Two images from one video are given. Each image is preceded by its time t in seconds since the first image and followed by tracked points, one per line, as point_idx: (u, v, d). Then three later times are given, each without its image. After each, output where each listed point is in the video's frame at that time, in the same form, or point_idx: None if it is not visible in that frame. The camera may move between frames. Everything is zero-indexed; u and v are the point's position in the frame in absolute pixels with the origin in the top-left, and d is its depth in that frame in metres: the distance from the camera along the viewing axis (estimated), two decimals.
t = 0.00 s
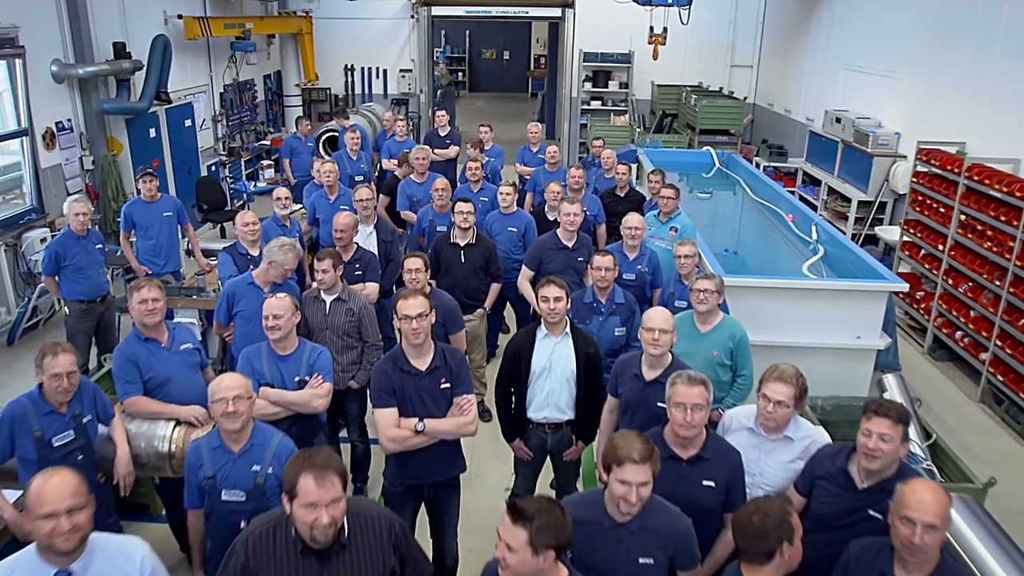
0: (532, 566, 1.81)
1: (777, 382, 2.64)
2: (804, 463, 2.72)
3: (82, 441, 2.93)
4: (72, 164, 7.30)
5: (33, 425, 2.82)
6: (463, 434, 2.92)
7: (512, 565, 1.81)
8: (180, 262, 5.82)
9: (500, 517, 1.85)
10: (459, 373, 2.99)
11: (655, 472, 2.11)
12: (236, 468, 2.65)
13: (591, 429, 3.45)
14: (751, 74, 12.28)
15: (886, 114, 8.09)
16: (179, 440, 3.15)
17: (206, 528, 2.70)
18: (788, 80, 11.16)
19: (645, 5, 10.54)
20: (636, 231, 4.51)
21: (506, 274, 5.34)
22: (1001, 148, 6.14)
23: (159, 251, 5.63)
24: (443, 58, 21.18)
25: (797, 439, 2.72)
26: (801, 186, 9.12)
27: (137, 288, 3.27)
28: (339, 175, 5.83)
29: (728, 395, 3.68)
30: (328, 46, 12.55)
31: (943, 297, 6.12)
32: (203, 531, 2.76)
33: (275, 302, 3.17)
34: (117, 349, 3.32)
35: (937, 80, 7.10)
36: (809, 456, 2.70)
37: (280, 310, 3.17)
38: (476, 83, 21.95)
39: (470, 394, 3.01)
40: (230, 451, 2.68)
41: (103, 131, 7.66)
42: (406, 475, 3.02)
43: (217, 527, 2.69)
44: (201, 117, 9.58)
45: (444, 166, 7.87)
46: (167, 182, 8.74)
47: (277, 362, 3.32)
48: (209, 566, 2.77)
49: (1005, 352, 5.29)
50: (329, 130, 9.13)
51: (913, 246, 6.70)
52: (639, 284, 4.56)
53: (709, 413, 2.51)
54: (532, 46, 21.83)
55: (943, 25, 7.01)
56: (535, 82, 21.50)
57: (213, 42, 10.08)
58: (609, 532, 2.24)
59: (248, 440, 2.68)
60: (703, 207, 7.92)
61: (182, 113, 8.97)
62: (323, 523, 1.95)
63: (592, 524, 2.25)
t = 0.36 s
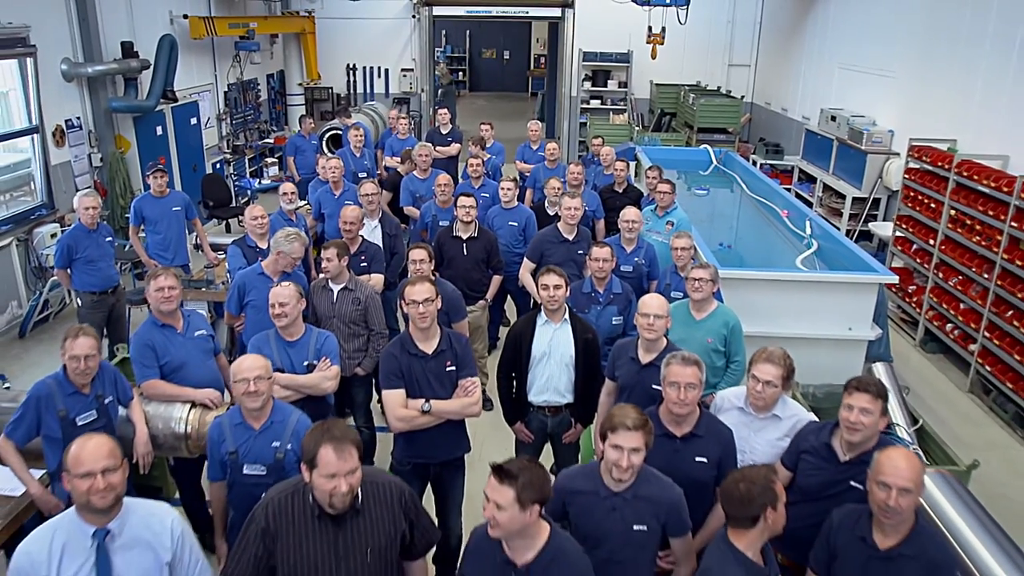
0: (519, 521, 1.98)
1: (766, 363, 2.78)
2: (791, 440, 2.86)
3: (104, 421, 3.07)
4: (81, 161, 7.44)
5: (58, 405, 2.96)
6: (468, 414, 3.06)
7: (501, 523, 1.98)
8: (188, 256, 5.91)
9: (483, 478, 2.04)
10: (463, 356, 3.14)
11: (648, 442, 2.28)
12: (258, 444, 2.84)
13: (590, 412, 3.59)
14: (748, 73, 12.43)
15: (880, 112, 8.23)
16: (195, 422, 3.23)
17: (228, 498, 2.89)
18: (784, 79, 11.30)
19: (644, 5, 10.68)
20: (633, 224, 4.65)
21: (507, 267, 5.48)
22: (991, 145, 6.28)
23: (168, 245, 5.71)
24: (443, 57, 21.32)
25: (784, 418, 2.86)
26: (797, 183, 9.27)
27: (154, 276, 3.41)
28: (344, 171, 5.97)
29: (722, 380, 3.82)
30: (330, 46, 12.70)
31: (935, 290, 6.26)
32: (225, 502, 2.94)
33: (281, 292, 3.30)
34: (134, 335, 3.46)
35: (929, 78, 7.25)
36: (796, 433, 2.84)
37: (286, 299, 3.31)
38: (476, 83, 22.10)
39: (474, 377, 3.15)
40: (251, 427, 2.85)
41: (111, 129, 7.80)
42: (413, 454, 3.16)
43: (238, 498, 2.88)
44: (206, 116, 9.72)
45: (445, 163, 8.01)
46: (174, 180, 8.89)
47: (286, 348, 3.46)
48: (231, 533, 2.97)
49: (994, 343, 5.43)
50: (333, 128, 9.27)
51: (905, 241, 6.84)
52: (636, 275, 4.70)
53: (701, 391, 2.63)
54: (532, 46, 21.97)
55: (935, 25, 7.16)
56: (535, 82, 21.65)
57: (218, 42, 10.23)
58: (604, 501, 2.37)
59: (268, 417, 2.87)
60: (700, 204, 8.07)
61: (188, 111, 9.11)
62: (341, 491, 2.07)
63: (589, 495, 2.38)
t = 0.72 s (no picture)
0: (522, 484, 2.15)
1: (755, 345, 2.92)
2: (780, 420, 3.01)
3: (124, 403, 3.21)
4: (90, 158, 7.59)
5: (81, 387, 3.10)
6: (473, 396, 3.20)
7: (506, 486, 2.14)
8: (197, 250, 6.04)
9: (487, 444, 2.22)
10: (468, 340, 3.29)
11: (641, 416, 2.44)
12: (270, 423, 2.95)
13: (588, 397, 3.73)
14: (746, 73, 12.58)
15: (874, 111, 8.38)
16: (209, 405, 3.35)
17: (239, 476, 3.00)
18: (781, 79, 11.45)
19: (642, 5, 10.83)
20: (630, 218, 4.79)
21: (508, 261, 5.62)
22: (981, 142, 6.43)
23: (176, 240, 5.82)
24: (443, 57, 21.47)
25: (773, 398, 3.01)
26: (793, 180, 9.42)
27: (168, 266, 3.55)
28: (348, 167, 6.12)
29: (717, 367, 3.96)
30: (332, 45, 12.83)
31: (926, 284, 6.41)
32: (235, 480, 3.06)
33: (289, 281, 3.45)
34: (150, 323, 3.59)
35: (922, 77, 7.39)
36: (784, 412, 2.98)
37: (294, 288, 3.46)
38: (476, 83, 22.24)
39: (478, 361, 3.30)
40: (264, 408, 2.97)
41: (119, 126, 7.94)
42: (420, 434, 3.31)
43: (249, 476, 3.00)
44: (211, 114, 9.87)
45: (447, 161, 8.16)
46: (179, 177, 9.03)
47: (294, 335, 3.60)
48: (243, 512, 3.07)
49: (983, 335, 5.57)
50: (336, 126, 9.41)
51: (898, 236, 6.99)
52: (633, 268, 4.84)
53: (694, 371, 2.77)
54: (532, 46, 22.09)
55: (927, 25, 7.31)
56: (535, 81, 21.81)
57: (222, 41, 10.37)
58: (600, 473, 2.51)
59: (280, 398, 2.99)
60: (697, 200, 8.22)
61: (193, 110, 9.26)
62: (353, 458, 2.20)
63: (586, 468, 2.53)
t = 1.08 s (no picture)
0: (526, 455, 2.29)
1: (745, 330, 3.07)
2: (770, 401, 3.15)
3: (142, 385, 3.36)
4: (98, 155, 7.74)
5: (102, 370, 3.24)
6: (476, 379, 3.35)
7: (511, 456, 2.29)
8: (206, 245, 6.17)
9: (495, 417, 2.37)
10: (472, 326, 3.45)
11: (636, 394, 2.58)
12: (272, 405, 3.07)
13: (587, 383, 3.87)
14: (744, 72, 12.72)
15: (868, 109, 8.52)
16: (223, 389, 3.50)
17: (243, 457, 3.12)
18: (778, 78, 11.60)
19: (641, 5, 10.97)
20: (627, 212, 4.94)
21: (509, 255, 5.76)
22: (971, 139, 6.57)
23: (185, 234, 5.95)
24: (444, 57, 21.63)
25: (763, 380, 3.15)
26: (789, 178, 9.56)
27: (184, 256, 3.70)
28: (353, 164, 6.27)
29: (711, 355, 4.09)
30: (334, 45, 12.97)
31: (918, 279, 6.55)
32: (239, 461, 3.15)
33: (296, 271, 3.56)
34: (166, 311, 3.75)
35: (915, 75, 7.54)
36: (773, 394, 3.13)
37: (301, 279, 3.56)
38: (476, 83, 22.39)
39: (481, 346, 3.44)
40: (266, 390, 3.09)
41: (127, 124, 8.09)
42: (426, 416, 3.45)
43: (252, 456, 3.12)
44: (215, 113, 10.01)
45: (449, 158, 8.30)
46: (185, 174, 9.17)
47: (302, 323, 3.70)
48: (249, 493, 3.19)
49: (972, 326, 5.71)
50: (340, 124, 9.54)
51: (890, 232, 7.13)
52: (631, 260, 4.97)
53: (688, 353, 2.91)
54: (532, 46, 22.22)
55: (919, 25, 7.46)
56: (535, 81, 21.97)
57: (227, 41, 10.52)
58: (597, 448, 2.65)
59: (282, 380, 3.09)
60: (695, 197, 8.37)
61: (199, 108, 9.41)
62: (362, 430, 2.35)
63: (584, 443, 2.67)
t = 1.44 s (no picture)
0: (531, 429, 2.44)
1: (736, 316, 3.21)
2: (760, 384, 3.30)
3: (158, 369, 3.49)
4: (106, 153, 7.88)
5: (121, 354, 3.38)
6: (478, 364, 3.49)
7: (517, 430, 2.43)
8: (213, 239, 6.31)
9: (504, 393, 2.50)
10: (473, 313, 3.57)
11: (631, 373, 2.72)
12: (274, 390, 3.11)
13: (586, 369, 4.01)
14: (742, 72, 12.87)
15: (863, 107, 8.67)
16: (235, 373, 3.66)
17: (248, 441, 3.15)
18: (775, 77, 11.74)
19: (639, 6, 11.12)
20: (625, 207, 5.08)
21: (510, 249, 5.91)
22: (961, 136, 6.72)
23: (194, 229, 6.09)
24: (444, 57, 21.79)
25: (754, 363, 3.29)
26: (786, 175, 9.70)
27: (197, 247, 3.83)
28: (357, 161, 6.41)
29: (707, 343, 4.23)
30: (336, 44, 13.11)
31: (910, 273, 6.69)
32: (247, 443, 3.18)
33: (305, 262, 3.68)
34: (181, 299, 3.89)
35: (907, 75, 7.69)
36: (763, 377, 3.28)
37: (309, 269, 3.68)
38: (476, 83, 22.54)
39: (483, 332, 3.58)
40: (268, 375, 3.14)
41: (134, 122, 8.24)
42: (431, 399, 3.59)
43: (258, 439, 3.13)
44: (220, 111, 10.16)
45: (450, 156, 8.45)
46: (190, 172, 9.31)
47: (311, 313, 3.83)
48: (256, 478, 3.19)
49: (961, 319, 5.85)
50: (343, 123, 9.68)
51: (884, 227, 7.27)
52: (628, 253, 5.11)
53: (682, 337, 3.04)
54: (532, 46, 22.35)
55: (912, 25, 7.61)
56: (535, 81, 22.13)
57: (231, 41, 10.67)
58: (596, 425, 2.79)
59: (284, 365, 3.14)
60: (693, 193, 8.53)
61: (204, 107, 9.55)
62: (371, 405, 2.48)
63: (582, 421, 2.81)
